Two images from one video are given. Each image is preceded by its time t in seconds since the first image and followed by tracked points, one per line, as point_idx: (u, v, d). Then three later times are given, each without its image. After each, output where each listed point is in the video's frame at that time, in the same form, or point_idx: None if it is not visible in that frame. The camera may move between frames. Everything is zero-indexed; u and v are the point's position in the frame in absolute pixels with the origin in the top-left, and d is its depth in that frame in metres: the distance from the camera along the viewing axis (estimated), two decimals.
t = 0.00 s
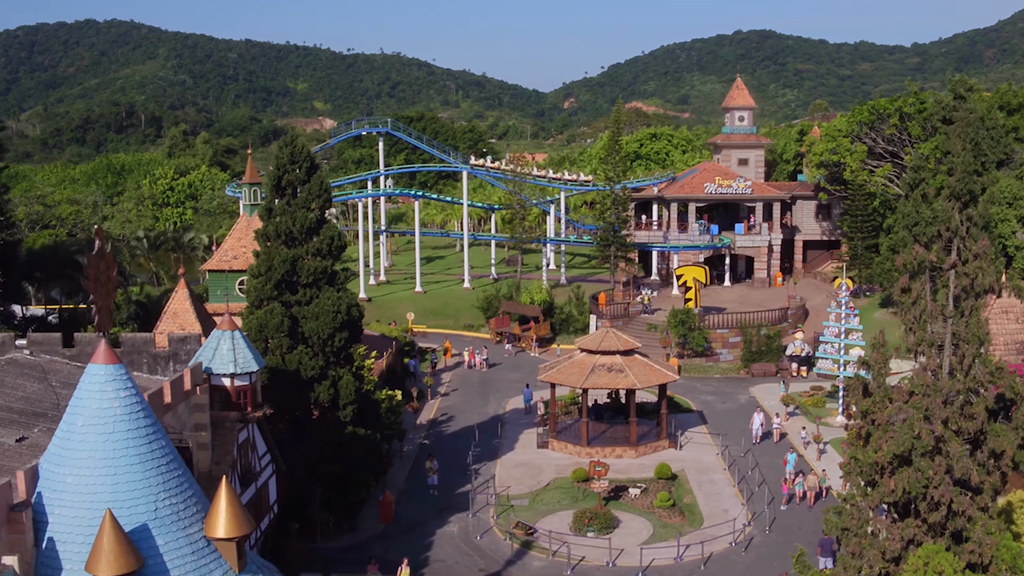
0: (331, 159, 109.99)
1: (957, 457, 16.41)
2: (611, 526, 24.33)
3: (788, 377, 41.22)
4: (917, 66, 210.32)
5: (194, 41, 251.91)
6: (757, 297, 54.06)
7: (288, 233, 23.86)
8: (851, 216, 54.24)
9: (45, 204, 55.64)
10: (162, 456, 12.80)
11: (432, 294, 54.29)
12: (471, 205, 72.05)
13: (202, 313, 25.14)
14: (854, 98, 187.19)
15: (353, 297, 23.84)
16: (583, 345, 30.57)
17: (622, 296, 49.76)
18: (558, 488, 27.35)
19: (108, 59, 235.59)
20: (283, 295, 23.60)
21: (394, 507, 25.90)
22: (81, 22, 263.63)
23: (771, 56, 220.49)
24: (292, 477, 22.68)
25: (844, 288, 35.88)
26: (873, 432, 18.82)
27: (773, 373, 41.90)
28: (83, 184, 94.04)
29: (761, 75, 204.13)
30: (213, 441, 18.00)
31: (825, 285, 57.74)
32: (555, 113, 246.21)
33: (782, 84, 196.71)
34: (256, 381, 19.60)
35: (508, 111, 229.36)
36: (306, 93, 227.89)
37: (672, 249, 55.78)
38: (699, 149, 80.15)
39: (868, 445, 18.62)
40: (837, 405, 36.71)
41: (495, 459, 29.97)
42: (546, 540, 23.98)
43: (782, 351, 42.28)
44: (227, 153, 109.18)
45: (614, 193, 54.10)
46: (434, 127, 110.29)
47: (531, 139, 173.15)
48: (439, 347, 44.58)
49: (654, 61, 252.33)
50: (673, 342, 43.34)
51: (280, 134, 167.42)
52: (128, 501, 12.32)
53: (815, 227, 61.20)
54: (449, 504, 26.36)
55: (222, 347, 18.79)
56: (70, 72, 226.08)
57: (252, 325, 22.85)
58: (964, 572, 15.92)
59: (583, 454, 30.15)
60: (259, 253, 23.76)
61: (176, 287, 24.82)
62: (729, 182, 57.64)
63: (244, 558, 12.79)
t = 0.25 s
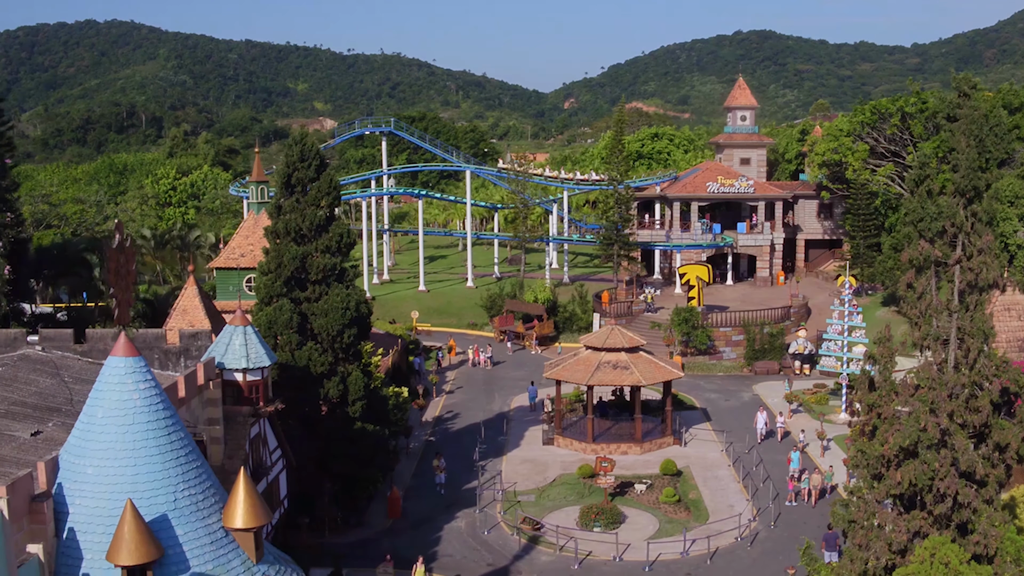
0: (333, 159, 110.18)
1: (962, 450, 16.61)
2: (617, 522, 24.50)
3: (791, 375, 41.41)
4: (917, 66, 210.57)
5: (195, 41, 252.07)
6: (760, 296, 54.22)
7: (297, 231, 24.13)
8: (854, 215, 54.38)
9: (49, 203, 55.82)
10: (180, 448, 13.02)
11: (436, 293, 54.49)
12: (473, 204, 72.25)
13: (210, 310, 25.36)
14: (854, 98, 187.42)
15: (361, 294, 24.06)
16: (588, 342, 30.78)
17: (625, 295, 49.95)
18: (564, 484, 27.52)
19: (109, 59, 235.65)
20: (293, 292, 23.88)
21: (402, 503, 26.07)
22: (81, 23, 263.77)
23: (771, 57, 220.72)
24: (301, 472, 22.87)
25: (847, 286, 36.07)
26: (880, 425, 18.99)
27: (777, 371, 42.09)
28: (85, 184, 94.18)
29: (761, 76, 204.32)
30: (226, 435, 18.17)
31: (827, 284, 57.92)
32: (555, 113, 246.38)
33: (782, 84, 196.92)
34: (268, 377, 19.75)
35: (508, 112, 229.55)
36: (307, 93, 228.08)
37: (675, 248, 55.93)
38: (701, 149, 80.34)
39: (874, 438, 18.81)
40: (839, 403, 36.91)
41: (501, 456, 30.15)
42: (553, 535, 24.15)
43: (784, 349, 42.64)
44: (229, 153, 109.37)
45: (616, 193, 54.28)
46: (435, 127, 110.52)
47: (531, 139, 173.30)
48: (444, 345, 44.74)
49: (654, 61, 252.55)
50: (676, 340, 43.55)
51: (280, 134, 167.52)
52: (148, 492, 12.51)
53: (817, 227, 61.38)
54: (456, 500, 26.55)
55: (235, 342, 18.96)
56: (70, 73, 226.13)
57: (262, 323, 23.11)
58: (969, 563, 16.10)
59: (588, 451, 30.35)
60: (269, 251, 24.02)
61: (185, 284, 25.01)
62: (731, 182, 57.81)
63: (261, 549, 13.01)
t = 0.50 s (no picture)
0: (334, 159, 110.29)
1: (965, 446, 16.72)
2: (621, 519, 24.59)
3: (793, 374, 41.49)
4: (917, 66, 210.67)
5: (195, 42, 252.16)
6: (761, 295, 54.33)
7: (303, 230, 24.24)
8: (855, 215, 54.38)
9: (52, 202, 55.91)
10: (191, 443, 13.13)
11: (438, 292, 54.61)
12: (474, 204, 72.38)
13: (215, 309, 25.46)
14: (854, 99, 187.58)
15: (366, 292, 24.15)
16: (592, 341, 30.88)
17: (627, 295, 50.04)
18: (567, 482, 27.60)
19: (109, 59, 235.69)
20: (298, 291, 23.98)
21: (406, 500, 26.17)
22: (82, 23, 263.87)
23: (771, 57, 220.87)
24: (307, 470, 22.96)
25: (849, 285, 36.15)
26: (883, 422, 19.10)
27: (779, 370, 42.22)
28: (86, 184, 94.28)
29: (762, 76, 204.38)
30: (233, 433, 18.26)
31: (828, 284, 58.03)
32: (555, 113, 246.47)
33: (782, 84, 197.04)
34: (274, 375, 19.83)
35: (508, 112, 229.66)
36: (307, 94, 228.26)
37: (676, 248, 56.04)
38: (702, 149, 80.44)
39: (877, 435, 18.93)
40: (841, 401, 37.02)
41: (504, 454, 30.26)
42: (557, 532, 24.22)
43: (786, 348, 42.84)
44: (230, 152, 109.49)
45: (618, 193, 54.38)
46: (436, 127, 110.67)
47: (531, 139, 173.40)
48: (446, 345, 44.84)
49: (654, 62, 252.67)
50: (678, 339, 43.66)
51: (281, 134, 167.61)
52: (160, 487, 12.62)
53: (818, 226, 61.47)
54: (461, 498, 26.63)
55: (241, 340, 19.08)
56: (71, 73, 226.16)
57: (267, 322, 23.21)
58: (973, 558, 16.21)
59: (592, 449, 30.46)
60: (274, 249, 24.13)
61: (190, 283, 25.11)
62: (733, 181, 57.92)
63: (271, 542, 13.15)
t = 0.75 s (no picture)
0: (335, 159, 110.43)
1: (970, 441, 16.81)
2: (626, 516, 24.68)
3: (796, 373, 41.61)
4: (918, 67, 210.77)
5: (196, 42, 252.29)
6: (764, 294, 54.41)
7: (310, 228, 24.41)
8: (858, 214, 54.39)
9: (56, 202, 56.03)
10: (204, 437, 13.25)
11: (441, 291, 54.73)
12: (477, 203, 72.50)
13: (222, 306, 25.59)
14: (855, 99, 187.74)
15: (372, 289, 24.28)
16: (596, 339, 30.98)
17: (630, 294, 50.13)
18: (572, 479, 27.72)
19: (110, 59, 235.78)
20: (305, 288, 24.13)
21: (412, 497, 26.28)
22: (83, 23, 263.98)
23: (772, 57, 220.98)
24: (314, 466, 23.08)
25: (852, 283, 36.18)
26: (889, 418, 19.19)
27: (781, 369, 42.34)
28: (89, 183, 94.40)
29: (762, 76, 204.52)
30: (242, 428, 18.36)
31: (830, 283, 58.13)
32: (556, 113, 246.58)
33: (783, 84, 197.16)
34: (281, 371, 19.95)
35: (509, 112, 229.84)
36: (308, 94, 228.42)
37: (679, 247, 56.15)
38: (704, 149, 80.54)
39: (883, 430, 19.04)
40: (844, 400, 37.12)
41: (509, 452, 30.36)
42: (563, 529, 24.34)
43: (789, 346, 43.04)
44: (232, 152, 109.59)
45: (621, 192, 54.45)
46: (438, 126, 110.82)
47: (532, 139, 173.44)
48: (450, 343, 44.92)
49: (655, 62, 252.81)
50: (681, 338, 43.74)
51: (282, 135, 167.69)
52: (173, 480, 12.73)
53: (821, 226, 61.56)
54: (466, 494, 26.73)
55: (250, 336, 19.25)
56: (72, 73, 226.22)
57: (275, 319, 23.34)
58: (978, 552, 16.30)
59: (596, 447, 30.53)
60: (281, 247, 24.27)
61: (197, 281, 25.25)
62: (735, 181, 58.02)
63: (283, 536, 13.27)
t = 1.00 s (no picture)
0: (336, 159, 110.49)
1: (973, 439, 16.86)
2: (629, 514, 24.74)
3: (797, 372, 41.67)
4: (919, 67, 210.80)
5: (197, 42, 252.29)
6: (765, 294, 54.44)
7: (313, 226, 24.49)
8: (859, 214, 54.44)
9: (57, 202, 56.04)
10: (209, 434, 13.29)
11: (442, 291, 54.76)
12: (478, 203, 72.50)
13: (225, 304, 25.65)
14: (855, 99, 187.76)
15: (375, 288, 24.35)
16: (598, 338, 31.02)
17: (632, 293, 50.17)
18: (575, 478, 27.76)
19: (111, 59, 235.78)
20: (309, 287, 24.21)
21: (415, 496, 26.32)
22: (84, 23, 263.99)
23: (773, 57, 220.98)
24: (317, 464, 23.16)
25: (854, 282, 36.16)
26: (891, 415, 19.23)
27: (783, 368, 42.41)
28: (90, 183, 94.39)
29: (763, 77, 204.55)
30: (246, 426, 18.41)
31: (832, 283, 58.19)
32: (557, 113, 246.60)
33: (783, 84, 197.21)
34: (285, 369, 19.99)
35: (510, 112, 229.85)
36: (309, 94, 228.53)
37: (680, 247, 56.17)
38: (706, 148, 80.56)
39: (885, 428, 19.08)
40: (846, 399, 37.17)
41: (512, 451, 30.40)
42: (566, 527, 24.40)
43: (790, 346, 43.13)
44: (233, 152, 109.58)
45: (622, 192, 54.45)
46: (439, 126, 110.85)
47: (532, 139, 173.40)
48: (452, 343, 44.95)
49: (657, 62, 252.87)
50: (683, 337, 43.77)
51: (283, 135, 167.68)
52: (179, 477, 12.78)
53: (822, 225, 61.58)
54: (468, 493, 26.77)
55: (254, 335, 19.24)
56: (73, 73, 226.19)
57: (278, 317, 23.43)
58: (980, 549, 16.33)
59: (598, 445, 30.58)
60: (284, 246, 24.34)
61: (200, 280, 25.28)
62: (737, 181, 58.01)
63: (287, 532, 13.31)
